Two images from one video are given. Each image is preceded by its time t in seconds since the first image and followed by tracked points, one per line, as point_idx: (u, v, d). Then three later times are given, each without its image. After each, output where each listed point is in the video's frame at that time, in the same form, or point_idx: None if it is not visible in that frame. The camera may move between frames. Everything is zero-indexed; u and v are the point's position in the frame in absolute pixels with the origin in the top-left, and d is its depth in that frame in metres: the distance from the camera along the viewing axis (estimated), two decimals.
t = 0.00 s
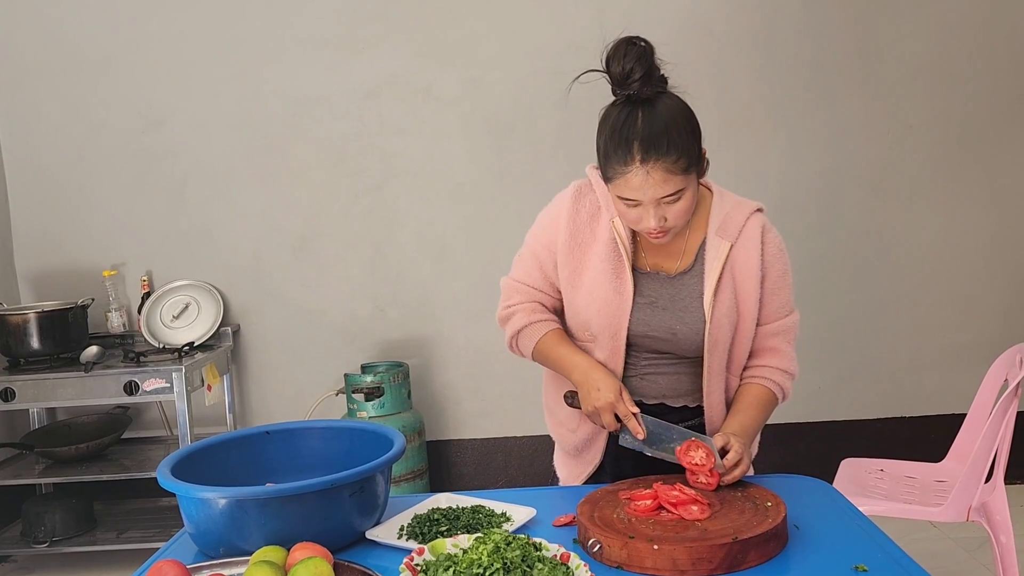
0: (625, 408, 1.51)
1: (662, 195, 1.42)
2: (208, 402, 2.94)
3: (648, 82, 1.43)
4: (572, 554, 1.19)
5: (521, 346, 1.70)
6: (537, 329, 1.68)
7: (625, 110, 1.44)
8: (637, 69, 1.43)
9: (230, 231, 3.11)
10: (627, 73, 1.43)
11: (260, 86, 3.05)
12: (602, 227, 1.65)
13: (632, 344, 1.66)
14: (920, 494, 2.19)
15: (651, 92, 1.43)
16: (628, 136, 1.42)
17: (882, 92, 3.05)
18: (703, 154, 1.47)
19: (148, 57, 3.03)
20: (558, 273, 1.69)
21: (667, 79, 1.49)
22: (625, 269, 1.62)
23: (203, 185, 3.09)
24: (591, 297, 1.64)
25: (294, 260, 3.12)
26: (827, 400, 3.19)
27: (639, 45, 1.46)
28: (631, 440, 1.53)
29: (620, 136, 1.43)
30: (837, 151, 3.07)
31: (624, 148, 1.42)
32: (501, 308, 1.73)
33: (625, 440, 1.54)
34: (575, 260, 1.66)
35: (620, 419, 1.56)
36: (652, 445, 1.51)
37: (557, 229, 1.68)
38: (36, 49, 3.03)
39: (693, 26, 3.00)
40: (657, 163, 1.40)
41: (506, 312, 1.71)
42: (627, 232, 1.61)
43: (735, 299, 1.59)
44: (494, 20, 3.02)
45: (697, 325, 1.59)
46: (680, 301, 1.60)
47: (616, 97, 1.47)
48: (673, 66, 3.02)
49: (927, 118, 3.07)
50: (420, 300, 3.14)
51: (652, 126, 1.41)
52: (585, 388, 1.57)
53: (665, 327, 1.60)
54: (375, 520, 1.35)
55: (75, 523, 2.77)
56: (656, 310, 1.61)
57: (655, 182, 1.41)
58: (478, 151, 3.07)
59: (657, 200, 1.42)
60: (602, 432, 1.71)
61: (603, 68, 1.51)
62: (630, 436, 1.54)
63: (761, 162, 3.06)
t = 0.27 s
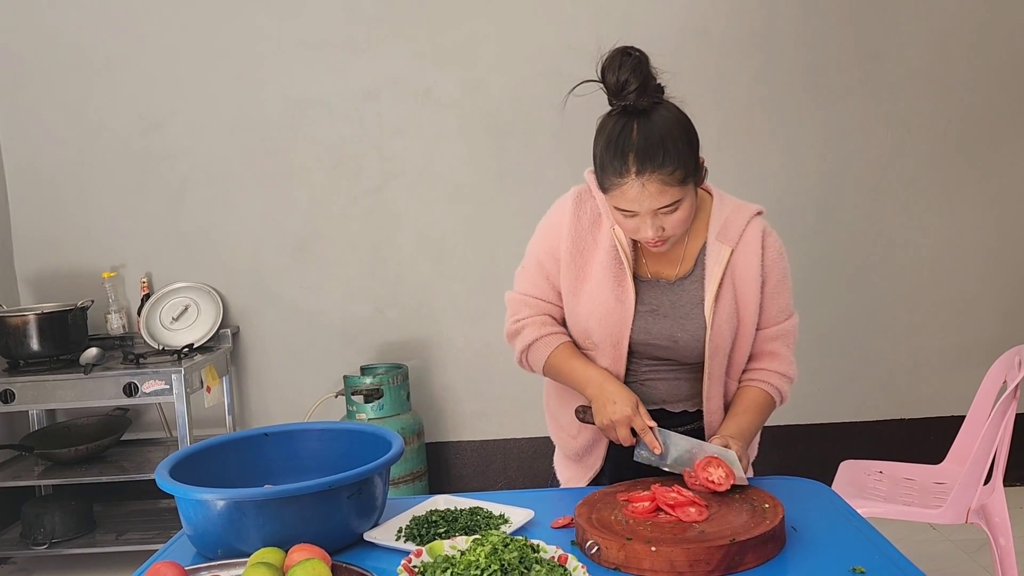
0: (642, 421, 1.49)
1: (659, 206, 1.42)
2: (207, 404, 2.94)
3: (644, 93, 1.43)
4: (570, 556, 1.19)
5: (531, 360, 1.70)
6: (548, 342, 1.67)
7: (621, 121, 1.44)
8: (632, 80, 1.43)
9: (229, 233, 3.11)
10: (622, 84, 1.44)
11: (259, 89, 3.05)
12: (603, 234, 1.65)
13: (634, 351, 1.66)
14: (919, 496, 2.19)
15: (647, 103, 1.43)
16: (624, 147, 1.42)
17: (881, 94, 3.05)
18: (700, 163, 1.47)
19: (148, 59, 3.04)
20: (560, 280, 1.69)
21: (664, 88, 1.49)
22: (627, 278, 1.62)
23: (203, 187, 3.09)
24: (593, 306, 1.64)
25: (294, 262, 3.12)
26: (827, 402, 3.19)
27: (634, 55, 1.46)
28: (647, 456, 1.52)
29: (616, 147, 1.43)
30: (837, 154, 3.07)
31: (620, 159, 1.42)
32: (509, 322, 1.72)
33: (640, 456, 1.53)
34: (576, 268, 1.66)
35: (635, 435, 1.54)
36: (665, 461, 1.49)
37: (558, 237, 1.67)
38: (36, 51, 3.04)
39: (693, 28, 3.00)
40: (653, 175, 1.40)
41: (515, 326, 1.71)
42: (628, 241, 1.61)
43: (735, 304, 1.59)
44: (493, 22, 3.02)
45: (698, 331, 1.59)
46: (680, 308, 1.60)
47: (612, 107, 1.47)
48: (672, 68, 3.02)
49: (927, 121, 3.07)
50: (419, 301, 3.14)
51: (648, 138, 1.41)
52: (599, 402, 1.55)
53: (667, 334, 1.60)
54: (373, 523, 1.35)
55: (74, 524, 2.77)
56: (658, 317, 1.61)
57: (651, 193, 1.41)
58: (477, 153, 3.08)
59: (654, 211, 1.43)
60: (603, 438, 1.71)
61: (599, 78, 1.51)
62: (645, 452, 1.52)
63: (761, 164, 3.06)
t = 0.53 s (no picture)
0: (628, 425, 1.50)
1: (655, 211, 1.42)
2: (207, 406, 2.94)
3: (639, 97, 1.44)
4: (568, 558, 1.19)
5: (522, 356, 1.70)
6: (539, 340, 1.67)
7: (617, 125, 1.44)
8: (627, 84, 1.44)
9: (230, 235, 3.11)
10: (618, 87, 1.45)
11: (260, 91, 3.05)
12: (602, 236, 1.65)
13: (634, 354, 1.66)
14: (919, 498, 2.19)
15: (643, 107, 1.43)
16: (619, 151, 1.42)
17: (881, 96, 3.05)
18: (697, 165, 1.47)
19: (149, 61, 3.04)
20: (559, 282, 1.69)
21: (660, 91, 1.49)
22: (626, 279, 1.62)
23: (203, 189, 3.10)
24: (592, 307, 1.64)
25: (294, 264, 3.13)
26: (827, 405, 3.18)
27: (629, 59, 1.47)
28: (630, 459, 1.49)
29: (612, 151, 1.43)
30: (837, 156, 3.07)
31: (615, 163, 1.42)
32: (503, 317, 1.73)
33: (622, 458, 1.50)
34: (575, 269, 1.66)
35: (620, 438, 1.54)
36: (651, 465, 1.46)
37: (558, 238, 1.67)
38: (36, 53, 3.04)
39: (693, 30, 3.01)
40: (648, 179, 1.40)
41: (508, 321, 1.71)
42: (627, 243, 1.61)
43: (736, 307, 1.59)
44: (493, 24, 3.02)
45: (698, 335, 1.59)
46: (681, 311, 1.60)
47: (609, 111, 1.48)
48: (671, 70, 3.02)
49: (927, 123, 3.07)
50: (419, 303, 3.14)
51: (642, 142, 1.41)
52: (587, 403, 1.56)
53: (667, 337, 1.60)
54: (371, 525, 1.35)
55: (74, 527, 2.77)
56: (658, 320, 1.61)
57: (647, 197, 1.41)
58: (477, 154, 3.08)
59: (650, 215, 1.43)
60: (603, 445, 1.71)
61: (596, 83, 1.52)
62: (628, 454, 1.49)
63: (761, 166, 3.06)
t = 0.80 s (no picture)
0: (630, 437, 1.50)
1: (650, 210, 1.42)
2: (207, 408, 2.94)
3: (632, 98, 1.44)
4: (568, 561, 1.18)
5: (524, 364, 1.70)
6: (542, 350, 1.68)
7: (612, 125, 1.44)
8: (620, 84, 1.44)
9: (229, 237, 3.11)
10: (611, 88, 1.44)
11: (259, 92, 3.05)
12: (600, 239, 1.65)
13: (632, 355, 1.66)
14: (920, 500, 2.18)
15: (637, 108, 1.43)
16: (613, 152, 1.42)
17: (881, 97, 3.05)
18: (692, 164, 1.47)
19: (148, 63, 3.04)
20: (558, 285, 1.69)
21: (654, 91, 1.49)
22: (624, 282, 1.62)
23: (202, 191, 3.09)
24: (591, 310, 1.64)
25: (294, 266, 3.12)
26: (827, 406, 3.18)
27: (622, 60, 1.46)
28: (633, 471, 1.51)
29: (606, 151, 1.43)
30: (837, 157, 3.07)
31: (609, 164, 1.43)
32: (506, 326, 1.73)
33: (627, 472, 1.52)
34: (574, 272, 1.66)
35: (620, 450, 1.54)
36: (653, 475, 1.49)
37: (556, 241, 1.67)
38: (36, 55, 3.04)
39: (692, 32, 3.00)
40: (642, 178, 1.40)
41: (510, 331, 1.71)
42: (625, 245, 1.61)
43: (734, 308, 1.59)
44: (493, 26, 3.02)
45: (696, 335, 1.59)
46: (679, 312, 1.60)
47: (604, 112, 1.48)
48: (671, 72, 3.02)
49: (927, 124, 3.07)
50: (419, 305, 3.14)
51: (636, 142, 1.41)
52: (587, 416, 1.56)
53: (665, 338, 1.60)
54: (371, 528, 1.35)
55: (74, 529, 2.77)
56: (656, 321, 1.61)
57: (641, 197, 1.41)
58: (476, 156, 3.08)
59: (645, 215, 1.43)
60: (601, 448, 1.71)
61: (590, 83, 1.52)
62: (632, 467, 1.51)
63: (761, 167, 3.06)
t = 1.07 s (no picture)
0: (612, 433, 1.49)
1: (646, 205, 1.43)
2: (207, 410, 2.94)
3: (626, 95, 1.45)
4: (569, 563, 1.19)
5: (518, 363, 1.71)
6: (532, 349, 1.68)
7: (605, 123, 1.45)
8: (613, 82, 1.45)
9: (229, 239, 3.11)
10: (605, 86, 1.46)
11: (259, 94, 3.06)
12: (595, 239, 1.65)
13: (629, 354, 1.66)
14: (920, 502, 2.18)
15: (630, 104, 1.44)
16: (607, 148, 1.44)
17: (880, 99, 3.05)
18: (686, 161, 1.48)
19: (148, 65, 3.04)
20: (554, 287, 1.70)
21: (647, 89, 1.50)
22: (620, 282, 1.62)
23: (203, 193, 3.09)
24: (587, 311, 1.64)
25: (294, 268, 3.12)
26: (827, 408, 3.18)
27: (615, 58, 1.47)
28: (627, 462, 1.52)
29: (601, 148, 1.45)
30: (837, 159, 3.07)
31: (604, 160, 1.44)
32: (501, 327, 1.75)
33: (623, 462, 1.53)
34: (569, 273, 1.66)
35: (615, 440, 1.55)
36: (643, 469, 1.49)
37: (551, 243, 1.68)
38: (36, 57, 3.04)
39: (692, 33, 3.01)
40: (637, 173, 1.41)
41: (505, 330, 1.73)
42: (620, 245, 1.61)
43: (732, 306, 1.59)
44: (493, 27, 3.02)
45: (693, 334, 1.59)
46: (676, 310, 1.60)
47: (598, 110, 1.49)
48: (671, 73, 3.02)
49: (926, 125, 3.07)
50: (418, 307, 3.14)
51: (630, 137, 1.42)
52: (576, 412, 1.57)
53: (662, 336, 1.60)
54: (372, 530, 1.34)
55: (74, 532, 2.76)
56: (653, 319, 1.61)
57: (636, 192, 1.42)
58: (476, 158, 3.08)
59: (641, 211, 1.43)
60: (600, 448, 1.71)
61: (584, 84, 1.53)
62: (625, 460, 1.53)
63: (761, 169, 3.06)
